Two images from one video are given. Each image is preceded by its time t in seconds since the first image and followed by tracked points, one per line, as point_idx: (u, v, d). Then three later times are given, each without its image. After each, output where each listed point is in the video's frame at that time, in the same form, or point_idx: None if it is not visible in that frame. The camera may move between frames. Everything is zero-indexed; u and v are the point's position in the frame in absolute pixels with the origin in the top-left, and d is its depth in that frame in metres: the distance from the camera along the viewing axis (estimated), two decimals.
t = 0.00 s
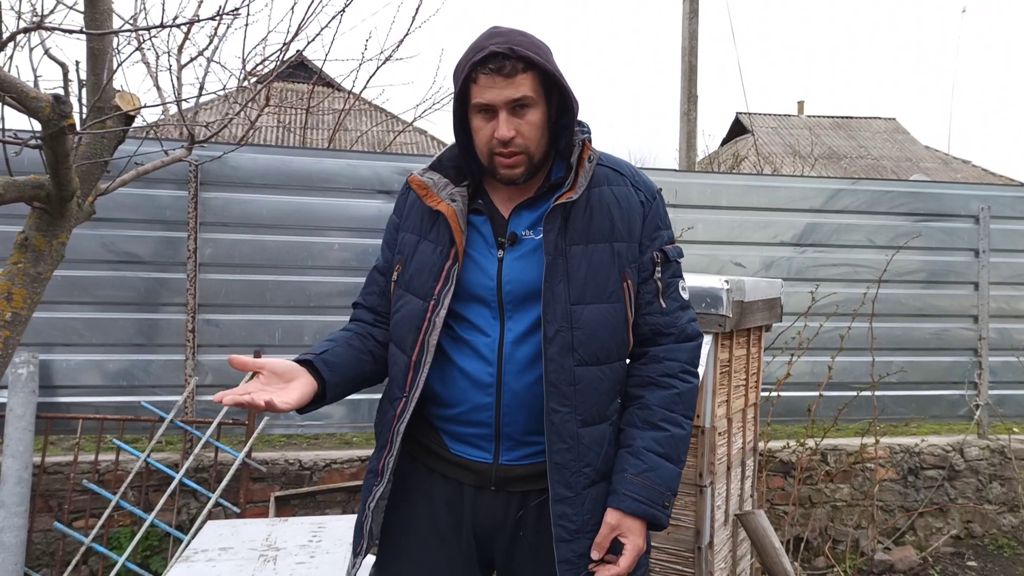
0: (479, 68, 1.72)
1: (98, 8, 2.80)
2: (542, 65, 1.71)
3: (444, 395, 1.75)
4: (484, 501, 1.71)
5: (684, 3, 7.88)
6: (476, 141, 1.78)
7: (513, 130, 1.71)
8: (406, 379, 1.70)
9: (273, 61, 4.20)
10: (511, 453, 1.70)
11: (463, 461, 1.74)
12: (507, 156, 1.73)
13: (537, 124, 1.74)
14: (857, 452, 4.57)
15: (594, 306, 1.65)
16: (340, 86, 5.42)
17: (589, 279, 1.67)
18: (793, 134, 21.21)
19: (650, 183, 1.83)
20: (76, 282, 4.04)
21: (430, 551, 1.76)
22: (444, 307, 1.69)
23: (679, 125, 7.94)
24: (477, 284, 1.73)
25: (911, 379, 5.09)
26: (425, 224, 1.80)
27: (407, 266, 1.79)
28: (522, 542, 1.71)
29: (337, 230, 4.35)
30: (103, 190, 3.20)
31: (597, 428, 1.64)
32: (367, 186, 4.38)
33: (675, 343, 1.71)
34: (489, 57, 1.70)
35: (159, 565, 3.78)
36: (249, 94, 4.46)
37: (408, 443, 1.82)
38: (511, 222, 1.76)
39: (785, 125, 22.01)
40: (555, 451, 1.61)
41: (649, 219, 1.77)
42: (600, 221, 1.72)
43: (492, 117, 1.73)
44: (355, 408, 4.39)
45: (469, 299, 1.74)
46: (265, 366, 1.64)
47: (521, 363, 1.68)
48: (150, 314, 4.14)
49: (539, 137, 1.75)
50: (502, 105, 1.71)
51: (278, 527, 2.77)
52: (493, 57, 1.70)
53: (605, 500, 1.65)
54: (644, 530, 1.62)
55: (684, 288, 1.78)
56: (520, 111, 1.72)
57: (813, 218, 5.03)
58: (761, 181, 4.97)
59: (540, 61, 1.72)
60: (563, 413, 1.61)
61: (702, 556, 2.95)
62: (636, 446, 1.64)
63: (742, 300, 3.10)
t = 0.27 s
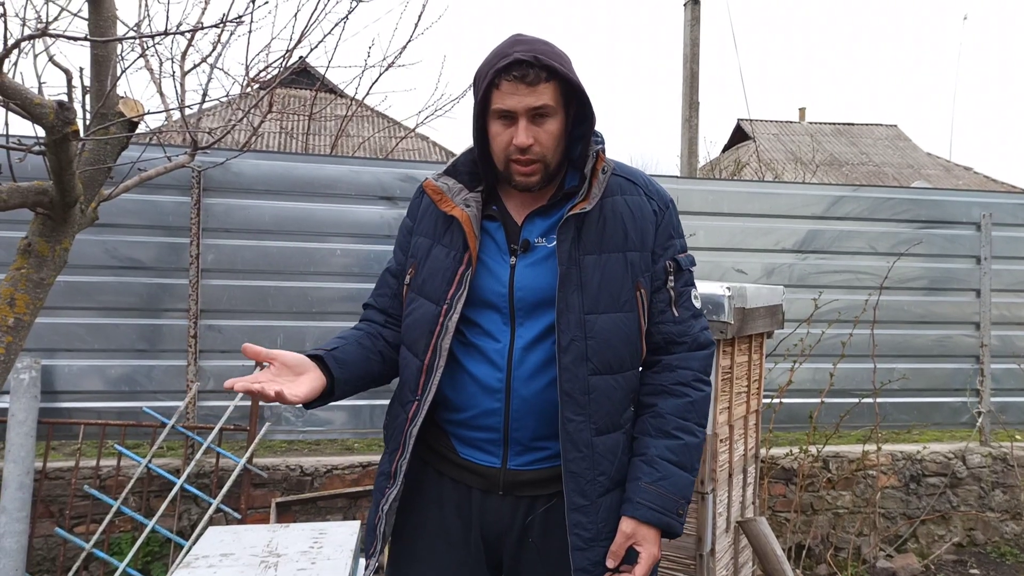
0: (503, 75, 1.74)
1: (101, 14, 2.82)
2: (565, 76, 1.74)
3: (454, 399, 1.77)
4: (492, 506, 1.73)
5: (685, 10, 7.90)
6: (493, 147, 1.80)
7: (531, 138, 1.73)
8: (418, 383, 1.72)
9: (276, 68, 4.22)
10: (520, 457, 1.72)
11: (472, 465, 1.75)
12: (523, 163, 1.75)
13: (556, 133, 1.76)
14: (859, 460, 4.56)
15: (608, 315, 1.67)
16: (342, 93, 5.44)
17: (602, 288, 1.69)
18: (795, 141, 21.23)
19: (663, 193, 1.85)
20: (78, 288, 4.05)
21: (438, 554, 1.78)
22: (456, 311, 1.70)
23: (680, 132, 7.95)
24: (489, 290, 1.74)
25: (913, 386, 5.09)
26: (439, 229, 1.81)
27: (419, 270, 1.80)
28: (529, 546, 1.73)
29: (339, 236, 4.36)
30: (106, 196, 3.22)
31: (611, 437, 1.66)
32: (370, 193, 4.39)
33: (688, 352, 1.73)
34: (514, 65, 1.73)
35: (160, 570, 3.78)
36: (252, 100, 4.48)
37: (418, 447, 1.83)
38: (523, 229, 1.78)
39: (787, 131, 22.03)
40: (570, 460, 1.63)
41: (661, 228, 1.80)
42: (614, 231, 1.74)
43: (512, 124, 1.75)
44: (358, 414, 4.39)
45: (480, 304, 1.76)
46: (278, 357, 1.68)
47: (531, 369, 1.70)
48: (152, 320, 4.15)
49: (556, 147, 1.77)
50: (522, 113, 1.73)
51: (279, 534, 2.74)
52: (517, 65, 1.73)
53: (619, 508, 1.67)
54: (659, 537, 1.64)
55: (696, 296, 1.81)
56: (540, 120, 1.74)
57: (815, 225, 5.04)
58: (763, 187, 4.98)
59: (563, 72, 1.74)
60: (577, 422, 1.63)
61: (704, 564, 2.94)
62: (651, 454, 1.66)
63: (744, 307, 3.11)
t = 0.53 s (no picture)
0: (526, 76, 1.76)
1: (101, 16, 2.83)
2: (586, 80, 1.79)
3: (454, 398, 1.77)
4: (490, 505, 1.75)
5: (684, 14, 7.94)
6: (511, 148, 1.81)
7: (554, 138, 1.76)
8: (425, 381, 1.73)
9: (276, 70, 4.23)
10: (519, 456, 1.74)
11: (471, 464, 1.76)
12: (543, 163, 1.77)
13: (574, 136, 1.80)
14: (856, 462, 4.57)
15: (611, 317, 1.69)
16: (342, 95, 5.46)
17: (606, 291, 1.70)
18: (792, 145, 21.28)
19: (665, 199, 1.87)
20: (77, 289, 4.06)
21: (438, 552, 1.79)
22: (464, 312, 1.71)
23: (678, 135, 7.98)
24: (494, 291, 1.75)
25: (910, 389, 5.11)
26: (446, 229, 1.81)
27: (425, 270, 1.80)
28: (526, 545, 1.75)
29: (338, 237, 4.37)
30: (106, 197, 3.22)
31: (613, 438, 1.67)
32: (370, 195, 4.41)
33: (689, 356, 1.75)
34: (538, 67, 1.75)
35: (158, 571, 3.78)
36: (251, 101, 4.49)
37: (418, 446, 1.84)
38: (528, 231, 1.79)
39: (785, 135, 22.08)
40: (572, 460, 1.64)
41: (664, 234, 1.81)
42: (617, 235, 1.75)
43: (533, 124, 1.77)
44: (356, 415, 4.40)
45: (484, 304, 1.77)
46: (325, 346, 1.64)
47: (530, 368, 1.72)
48: (151, 321, 4.16)
49: (574, 148, 1.80)
50: (546, 113, 1.75)
51: (277, 534, 2.74)
52: (541, 67, 1.76)
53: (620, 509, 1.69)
54: (659, 538, 1.66)
55: (696, 301, 1.82)
56: (561, 121, 1.78)
57: (812, 228, 5.06)
58: (760, 191, 5.00)
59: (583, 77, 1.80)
60: (580, 422, 1.64)
61: (701, 565, 2.95)
62: (651, 456, 1.68)
63: (741, 309, 3.12)
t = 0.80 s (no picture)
0: (528, 75, 1.77)
1: (100, 12, 2.83)
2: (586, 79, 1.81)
3: (453, 392, 1.77)
4: (487, 500, 1.76)
5: (682, 12, 7.94)
6: (514, 146, 1.82)
7: (556, 136, 1.77)
8: (430, 372, 1.73)
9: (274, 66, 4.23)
10: (516, 451, 1.75)
11: (470, 460, 1.77)
12: (546, 161, 1.78)
13: (577, 134, 1.81)
14: (851, 459, 4.59)
15: (611, 315, 1.70)
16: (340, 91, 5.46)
17: (607, 290, 1.71)
18: (790, 143, 21.31)
19: (663, 203, 1.88)
20: (75, 285, 4.06)
21: (434, 547, 1.79)
22: (472, 302, 1.72)
23: (676, 133, 7.99)
24: (497, 285, 1.76)
25: (906, 387, 5.13)
26: (450, 220, 1.81)
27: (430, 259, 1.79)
28: (522, 540, 1.77)
29: (336, 234, 4.38)
30: (104, 193, 3.23)
31: (611, 433, 1.69)
32: (368, 192, 4.41)
33: (682, 355, 1.77)
34: (539, 66, 1.77)
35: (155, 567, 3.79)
36: (249, 98, 4.49)
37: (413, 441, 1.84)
38: (531, 228, 1.81)
39: (782, 133, 22.10)
40: (572, 454, 1.65)
41: (662, 235, 1.83)
42: (618, 235, 1.76)
43: (536, 122, 1.78)
44: (354, 412, 4.41)
45: (486, 297, 1.77)
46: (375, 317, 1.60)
47: (529, 365, 1.73)
48: (149, 317, 4.16)
49: (576, 146, 1.82)
50: (548, 111, 1.77)
51: (275, 531, 2.74)
52: (542, 67, 1.77)
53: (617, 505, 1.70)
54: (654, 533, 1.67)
55: (689, 302, 1.84)
56: (564, 119, 1.79)
57: (809, 226, 5.07)
58: (758, 189, 5.01)
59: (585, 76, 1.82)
60: (580, 416, 1.65)
61: (697, 561, 2.97)
62: (647, 452, 1.70)
63: (738, 307, 3.14)
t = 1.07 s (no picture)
0: (548, 79, 1.74)
1: (99, 13, 2.81)
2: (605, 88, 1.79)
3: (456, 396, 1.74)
4: (490, 505, 1.73)
5: (682, 13, 7.92)
6: (523, 148, 1.80)
7: (569, 143, 1.75)
8: (440, 376, 1.70)
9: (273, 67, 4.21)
10: (519, 455, 1.73)
11: (474, 464, 1.74)
12: (555, 166, 1.76)
13: (587, 141, 1.80)
14: (854, 461, 4.57)
15: (616, 319, 1.68)
16: (339, 93, 5.44)
17: (612, 294, 1.69)
18: (791, 143, 21.27)
19: (663, 207, 1.88)
20: (73, 287, 4.04)
21: (438, 554, 1.77)
22: (480, 302, 1.70)
23: (676, 134, 7.96)
24: (502, 286, 1.73)
25: (909, 388, 5.10)
26: (450, 221, 1.80)
27: (432, 263, 1.77)
28: (525, 542, 1.75)
29: (336, 236, 4.36)
30: (103, 195, 3.20)
31: (617, 436, 1.67)
32: (367, 193, 4.39)
33: (681, 358, 1.77)
34: (560, 71, 1.74)
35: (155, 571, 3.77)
36: (248, 99, 4.47)
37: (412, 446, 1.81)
38: (534, 231, 1.77)
39: (783, 134, 22.07)
40: (582, 458, 1.62)
41: (662, 239, 1.83)
42: (622, 238, 1.74)
43: (549, 127, 1.76)
44: (354, 414, 4.38)
45: (492, 300, 1.74)
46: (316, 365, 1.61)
47: (533, 368, 1.72)
48: (148, 319, 4.14)
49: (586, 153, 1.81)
50: (564, 117, 1.74)
51: (274, 534, 2.59)
52: (563, 72, 1.74)
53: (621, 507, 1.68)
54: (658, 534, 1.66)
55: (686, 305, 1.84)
56: (577, 126, 1.77)
57: (811, 227, 5.05)
58: (760, 189, 4.98)
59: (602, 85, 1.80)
60: (589, 421, 1.62)
61: (700, 565, 2.94)
62: (650, 455, 1.68)
63: (740, 308, 3.11)
